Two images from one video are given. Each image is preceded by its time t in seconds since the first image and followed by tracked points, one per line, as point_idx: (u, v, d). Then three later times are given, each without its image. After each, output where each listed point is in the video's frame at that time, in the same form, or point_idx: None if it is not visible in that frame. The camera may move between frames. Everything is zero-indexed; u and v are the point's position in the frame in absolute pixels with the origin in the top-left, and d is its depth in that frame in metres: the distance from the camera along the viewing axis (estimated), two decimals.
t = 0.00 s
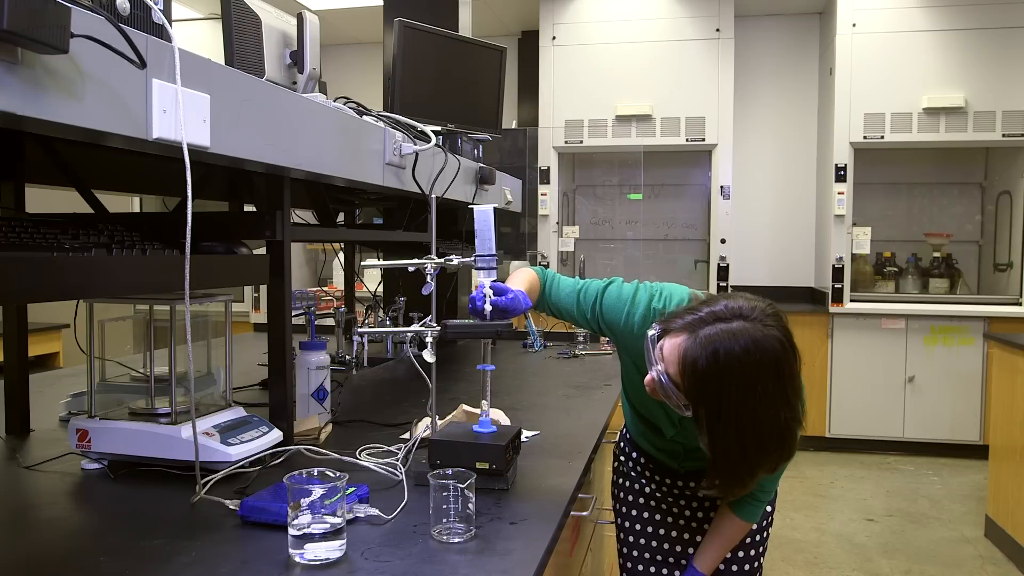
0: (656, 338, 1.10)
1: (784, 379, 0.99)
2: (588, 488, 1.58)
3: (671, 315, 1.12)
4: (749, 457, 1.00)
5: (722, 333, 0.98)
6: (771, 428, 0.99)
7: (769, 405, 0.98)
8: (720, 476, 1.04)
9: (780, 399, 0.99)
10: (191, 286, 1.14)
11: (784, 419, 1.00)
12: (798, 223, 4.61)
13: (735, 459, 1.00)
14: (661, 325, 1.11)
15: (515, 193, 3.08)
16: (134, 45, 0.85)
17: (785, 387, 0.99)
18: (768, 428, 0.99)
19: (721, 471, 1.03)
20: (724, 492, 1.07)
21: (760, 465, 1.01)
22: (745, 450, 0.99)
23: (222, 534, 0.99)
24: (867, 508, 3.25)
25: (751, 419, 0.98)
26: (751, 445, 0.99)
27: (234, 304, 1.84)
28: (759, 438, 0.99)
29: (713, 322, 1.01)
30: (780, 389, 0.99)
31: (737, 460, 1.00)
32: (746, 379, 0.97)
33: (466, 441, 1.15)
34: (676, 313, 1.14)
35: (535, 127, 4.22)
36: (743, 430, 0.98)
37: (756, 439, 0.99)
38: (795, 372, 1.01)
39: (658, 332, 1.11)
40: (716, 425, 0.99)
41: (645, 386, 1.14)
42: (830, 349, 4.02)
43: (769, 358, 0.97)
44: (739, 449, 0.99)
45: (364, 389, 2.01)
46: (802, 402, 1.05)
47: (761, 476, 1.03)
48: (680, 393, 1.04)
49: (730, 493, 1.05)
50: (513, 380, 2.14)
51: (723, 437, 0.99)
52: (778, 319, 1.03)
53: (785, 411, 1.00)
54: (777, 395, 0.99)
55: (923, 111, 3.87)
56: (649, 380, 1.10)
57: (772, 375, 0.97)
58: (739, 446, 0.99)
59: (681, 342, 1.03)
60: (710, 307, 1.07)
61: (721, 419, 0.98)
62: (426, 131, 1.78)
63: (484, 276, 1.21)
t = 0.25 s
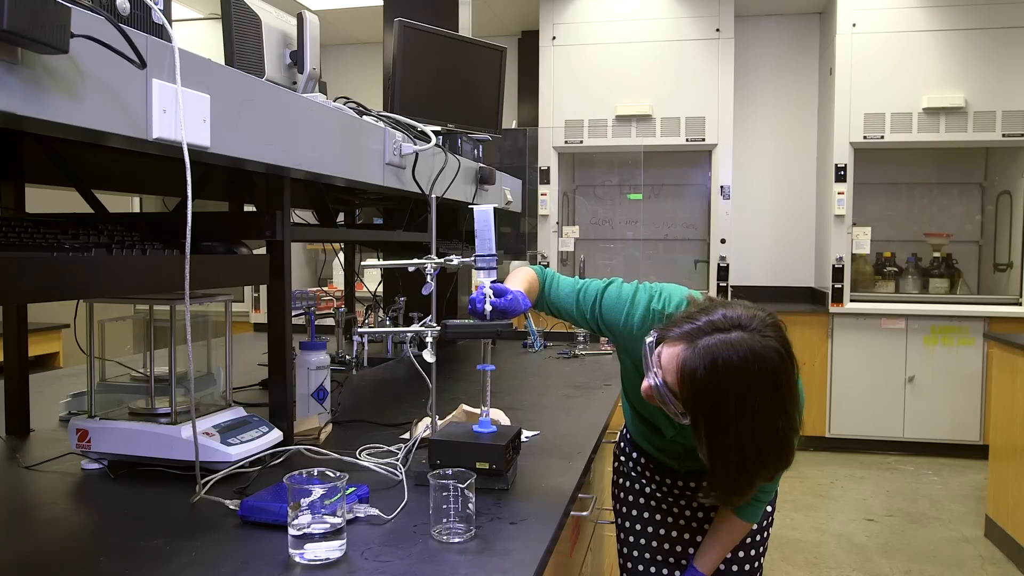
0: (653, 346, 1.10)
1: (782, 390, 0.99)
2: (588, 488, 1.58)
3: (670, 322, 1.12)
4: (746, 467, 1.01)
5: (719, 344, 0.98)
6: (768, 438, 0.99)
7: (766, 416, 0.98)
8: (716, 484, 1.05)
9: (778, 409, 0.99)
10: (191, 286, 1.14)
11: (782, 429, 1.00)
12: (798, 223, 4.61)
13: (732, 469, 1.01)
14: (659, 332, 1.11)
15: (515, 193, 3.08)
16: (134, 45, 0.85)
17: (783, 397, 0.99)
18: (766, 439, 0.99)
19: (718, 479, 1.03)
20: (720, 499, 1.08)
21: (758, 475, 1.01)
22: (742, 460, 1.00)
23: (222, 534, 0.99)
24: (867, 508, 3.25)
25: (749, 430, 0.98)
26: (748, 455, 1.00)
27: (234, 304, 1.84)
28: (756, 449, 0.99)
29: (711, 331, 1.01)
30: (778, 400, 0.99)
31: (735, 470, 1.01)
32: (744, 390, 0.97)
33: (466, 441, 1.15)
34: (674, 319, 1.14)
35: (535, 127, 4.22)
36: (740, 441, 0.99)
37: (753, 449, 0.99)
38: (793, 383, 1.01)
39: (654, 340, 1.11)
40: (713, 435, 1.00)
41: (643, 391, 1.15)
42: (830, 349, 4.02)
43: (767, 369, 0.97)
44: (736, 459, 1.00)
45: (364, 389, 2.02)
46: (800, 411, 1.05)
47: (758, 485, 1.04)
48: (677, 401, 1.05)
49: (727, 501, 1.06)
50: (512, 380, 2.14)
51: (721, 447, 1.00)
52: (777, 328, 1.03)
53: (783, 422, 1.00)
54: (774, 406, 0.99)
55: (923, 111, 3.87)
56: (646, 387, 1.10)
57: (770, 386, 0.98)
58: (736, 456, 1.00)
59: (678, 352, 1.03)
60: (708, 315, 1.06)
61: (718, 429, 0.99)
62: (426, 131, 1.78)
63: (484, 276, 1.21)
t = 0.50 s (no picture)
0: (651, 356, 1.09)
1: (779, 408, 0.99)
2: (588, 487, 1.58)
3: (669, 330, 1.12)
4: (742, 485, 1.00)
5: (718, 360, 0.98)
6: (764, 457, 0.99)
7: (763, 433, 0.98)
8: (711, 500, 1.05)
9: (775, 428, 0.99)
10: (191, 285, 1.14)
11: (778, 448, 1.00)
12: (798, 223, 4.61)
13: (728, 487, 1.01)
14: (658, 342, 1.10)
15: (515, 193, 3.08)
16: (134, 45, 0.85)
17: (780, 415, 0.99)
18: (762, 458, 0.99)
19: (713, 496, 1.03)
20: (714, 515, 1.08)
21: (753, 493, 1.01)
22: (737, 479, 1.00)
23: (222, 533, 0.99)
24: (867, 508, 3.25)
25: (746, 449, 0.98)
26: (744, 474, 0.99)
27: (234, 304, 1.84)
28: (753, 468, 0.99)
29: (710, 347, 1.00)
30: (775, 418, 0.98)
31: (730, 488, 1.01)
32: (741, 409, 0.97)
33: (466, 441, 1.15)
34: (673, 327, 1.13)
35: (535, 127, 4.22)
36: (736, 458, 0.98)
37: (749, 468, 0.99)
38: (791, 401, 1.00)
39: (653, 350, 1.10)
40: (709, 451, 0.99)
41: (638, 399, 1.14)
42: (830, 349, 4.02)
43: (764, 388, 0.97)
44: (732, 478, 1.00)
45: (364, 389, 2.01)
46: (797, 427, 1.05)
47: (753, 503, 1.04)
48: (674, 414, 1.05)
49: (721, 518, 1.06)
50: (512, 380, 2.14)
51: (717, 465, 1.00)
52: (777, 345, 1.02)
53: (780, 441, 1.00)
54: (771, 425, 0.98)
55: (923, 111, 3.87)
56: (643, 399, 1.09)
57: (767, 404, 0.97)
58: (732, 474, 1.00)
59: (676, 365, 1.03)
60: (707, 328, 1.06)
61: (714, 446, 0.99)
62: (426, 131, 1.78)
63: (484, 276, 1.20)
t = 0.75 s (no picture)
0: (649, 361, 1.09)
1: (775, 421, 0.99)
2: (588, 488, 1.58)
3: (668, 334, 1.11)
4: (736, 498, 1.01)
5: (715, 371, 0.98)
6: (759, 471, 0.99)
7: (757, 445, 0.98)
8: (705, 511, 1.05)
9: (771, 441, 0.99)
10: (191, 285, 1.14)
11: (774, 461, 1.00)
12: (798, 222, 4.61)
13: (722, 498, 1.01)
14: (655, 347, 1.10)
15: (515, 193, 3.08)
16: (134, 45, 0.85)
17: (775, 428, 0.99)
18: (756, 469, 0.99)
19: (707, 506, 1.03)
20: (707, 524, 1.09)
21: (747, 506, 1.01)
22: (731, 491, 1.00)
23: (222, 533, 0.99)
24: (867, 508, 3.25)
25: (740, 462, 0.98)
26: (738, 487, 1.00)
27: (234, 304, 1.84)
28: (747, 481, 0.99)
29: (707, 357, 1.00)
30: (771, 431, 0.98)
31: (724, 500, 1.01)
32: (737, 422, 0.97)
33: (465, 441, 1.15)
34: (672, 332, 1.13)
35: (535, 127, 4.22)
36: (730, 469, 0.98)
37: (744, 482, 0.99)
38: (787, 414, 1.00)
39: (650, 356, 1.10)
40: (703, 461, 0.99)
41: (634, 403, 1.14)
42: (830, 349, 4.02)
43: (760, 401, 0.97)
44: (725, 490, 1.00)
45: (364, 389, 2.01)
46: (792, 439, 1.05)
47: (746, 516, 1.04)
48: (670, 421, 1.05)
49: (715, 528, 1.06)
50: (512, 380, 2.14)
51: (712, 477, 1.00)
52: (775, 357, 1.02)
53: (775, 454, 1.00)
54: (767, 438, 0.98)
55: (923, 111, 3.87)
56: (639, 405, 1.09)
57: (762, 417, 0.97)
58: (726, 484, 1.00)
59: (674, 373, 1.03)
60: (705, 336, 1.05)
61: (708, 455, 0.99)
62: (426, 131, 1.78)
63: (484, 276, 1.21)
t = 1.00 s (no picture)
0: (646, 361, 1.09)
1: (773, 421, 0.99)
2: (588, 487, 1.58)
3: (666, 334, 1.11)
4: (734, 498, 1.01)
5: (712, 371, 0.98)
6: (757, 471, 0.99)
7: (754, 445, 0.98)
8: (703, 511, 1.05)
9: (768, 441, 0.99)
10: (191, 285, 1.14)
11: (771, 461, 1.00)
12: (798, 222, 4.61)
13: (719, 498, 1.01)
14: (652, 347, 1.10)
15: (515, 193, 3.08)
16: (134, 45, 0.85)
17: (773, 428, 0.99)
18: (754, 469, 0.99)
19: (705, 506, 1.03)
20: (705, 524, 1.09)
21: (745, 506, 1.01)
22: (729, 492, 1.00)
23: (222, 533, 0.99)
24: (867, 508, 3.25)
25: (738, 463, 0.98)
26: (736, 487, 1.00)
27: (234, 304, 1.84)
28: (745, 481, 0.99)
29: (704, 357, 1.00)
30: (768, 431, 0.99)
31: (722, 500, 1.01)
32: (734, 422, 0.97)
33: (465, 441, 1.15)
34: (669, 332, 1.13)
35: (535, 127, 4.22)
36: (728, 469, 0.99)
37: (742, 482, 0.99)
38: (784, 414, 1.00)
39: (647, 356, 1.10)
40: (701, 460, 1.00)
41: (632, 402, 1.14)
42: (830, 349, 4.02)
43: (757, 401, 0.97)
44: (723, 490, 1.00)
45: (363, 389, 2.01)
46: (790, 439, 1.05)
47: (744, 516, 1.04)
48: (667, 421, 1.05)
49: (713, 528, 1.06)
50: (512, 380, 2.14)
51: (709, 477, 1.00)
52: (772, 357, 1.02)
53: (772, 454, 1.00)
54: (765, 438, 0.99)
55: (923, 111, 3.87)
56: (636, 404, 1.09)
57: (759, 417, 0.98)
58: (724, 485, 1.00)
59: (671, 374, 1.03)
60: (702, 336, 1.05)
61: (706, 455, 0.99)
62: (426, 131, 1.78)
63: (484, 275, 1.21)
